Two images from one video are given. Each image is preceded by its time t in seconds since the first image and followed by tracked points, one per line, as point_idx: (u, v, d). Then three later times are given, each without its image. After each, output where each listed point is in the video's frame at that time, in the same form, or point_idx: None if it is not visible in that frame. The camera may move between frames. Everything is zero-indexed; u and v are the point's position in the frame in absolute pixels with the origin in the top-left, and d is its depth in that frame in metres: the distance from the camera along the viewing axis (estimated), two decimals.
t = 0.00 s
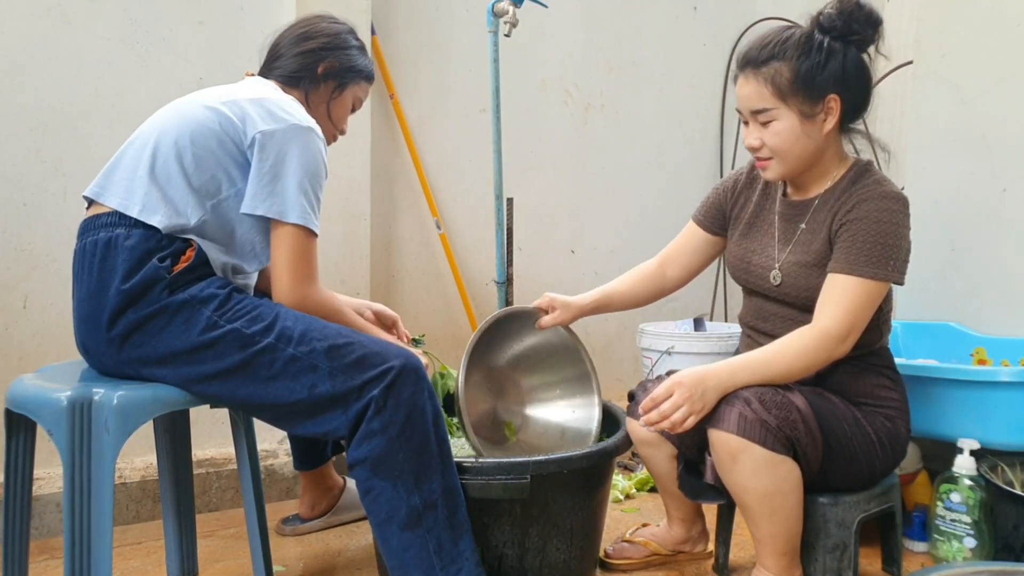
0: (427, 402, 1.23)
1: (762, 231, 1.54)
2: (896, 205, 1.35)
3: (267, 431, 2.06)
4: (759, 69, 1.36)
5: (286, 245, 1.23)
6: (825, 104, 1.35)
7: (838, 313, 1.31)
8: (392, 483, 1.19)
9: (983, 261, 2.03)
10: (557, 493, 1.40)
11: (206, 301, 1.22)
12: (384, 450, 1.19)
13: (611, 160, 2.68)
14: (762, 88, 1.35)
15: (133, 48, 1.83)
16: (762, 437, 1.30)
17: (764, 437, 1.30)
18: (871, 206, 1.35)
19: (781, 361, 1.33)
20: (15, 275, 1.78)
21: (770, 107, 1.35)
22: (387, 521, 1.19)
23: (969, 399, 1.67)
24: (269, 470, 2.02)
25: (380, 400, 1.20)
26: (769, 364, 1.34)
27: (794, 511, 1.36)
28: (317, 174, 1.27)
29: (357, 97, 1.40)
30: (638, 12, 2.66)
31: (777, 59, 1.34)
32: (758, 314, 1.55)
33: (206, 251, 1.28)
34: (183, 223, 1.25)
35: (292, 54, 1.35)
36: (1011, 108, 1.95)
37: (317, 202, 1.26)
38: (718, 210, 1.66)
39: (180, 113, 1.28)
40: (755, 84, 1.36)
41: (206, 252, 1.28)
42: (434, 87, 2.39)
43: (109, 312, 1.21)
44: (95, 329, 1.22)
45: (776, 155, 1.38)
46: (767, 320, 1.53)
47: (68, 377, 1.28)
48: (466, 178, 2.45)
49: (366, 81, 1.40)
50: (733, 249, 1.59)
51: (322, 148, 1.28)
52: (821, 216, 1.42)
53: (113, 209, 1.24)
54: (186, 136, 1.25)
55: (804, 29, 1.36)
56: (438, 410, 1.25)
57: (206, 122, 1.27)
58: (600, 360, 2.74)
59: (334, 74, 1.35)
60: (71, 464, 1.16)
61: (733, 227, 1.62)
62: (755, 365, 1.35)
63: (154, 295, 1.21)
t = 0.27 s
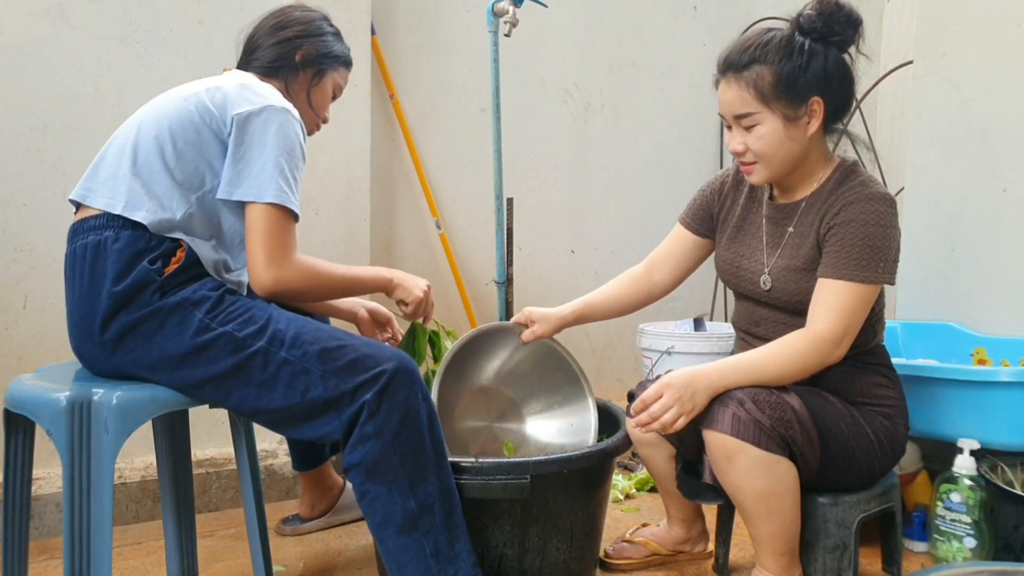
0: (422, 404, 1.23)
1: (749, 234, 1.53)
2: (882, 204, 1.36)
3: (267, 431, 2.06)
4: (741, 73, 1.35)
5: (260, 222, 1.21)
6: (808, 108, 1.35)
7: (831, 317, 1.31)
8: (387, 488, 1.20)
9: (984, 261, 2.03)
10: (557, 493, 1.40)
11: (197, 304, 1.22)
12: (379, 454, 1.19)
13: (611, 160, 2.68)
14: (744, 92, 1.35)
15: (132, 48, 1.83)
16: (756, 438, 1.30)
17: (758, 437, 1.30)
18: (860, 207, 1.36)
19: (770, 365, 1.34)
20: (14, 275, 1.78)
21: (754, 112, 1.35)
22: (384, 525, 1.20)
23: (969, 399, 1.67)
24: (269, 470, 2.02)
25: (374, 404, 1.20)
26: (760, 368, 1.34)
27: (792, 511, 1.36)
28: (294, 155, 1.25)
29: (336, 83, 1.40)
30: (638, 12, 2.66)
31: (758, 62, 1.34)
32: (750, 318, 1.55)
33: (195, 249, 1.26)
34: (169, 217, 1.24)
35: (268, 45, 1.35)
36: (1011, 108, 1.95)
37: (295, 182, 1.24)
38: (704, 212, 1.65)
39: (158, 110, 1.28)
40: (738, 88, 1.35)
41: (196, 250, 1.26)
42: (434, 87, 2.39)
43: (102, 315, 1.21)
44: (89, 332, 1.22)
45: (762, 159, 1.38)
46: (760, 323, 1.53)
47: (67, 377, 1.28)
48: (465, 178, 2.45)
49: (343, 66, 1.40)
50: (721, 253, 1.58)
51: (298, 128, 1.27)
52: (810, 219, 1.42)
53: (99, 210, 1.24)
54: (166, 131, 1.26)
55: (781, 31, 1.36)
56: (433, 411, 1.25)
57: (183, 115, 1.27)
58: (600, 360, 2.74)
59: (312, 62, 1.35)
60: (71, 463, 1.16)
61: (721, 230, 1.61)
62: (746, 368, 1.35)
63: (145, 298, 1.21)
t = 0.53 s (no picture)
0: (413, 409, 1.22)
1: (747, 236, 1.53)
2: (880, 203, 1.36)
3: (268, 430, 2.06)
4: (740, 74, 1.35)
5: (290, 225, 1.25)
6: (806, 109, 1.35)
7: (830, 317, 1.32)
8: (380, 495, 1.19)
9: (983, 260, 2.03)
10: (557, 493, 1.40)
11: (186, 308, 1.22)
12: (370, 462, 1.19)
13: (611, 160, 2.68)
14: (742, 93, 1.35)
15: (132, 48, 1.83)
16: (753, 437, 1.31)
17: (755, 437, 1.31)
18: (859, 206, 1.36)
19: (768, 365, 1.34)
20: (15, 275, 1.78)
21: (752, 112, 1.35)
22: (378, 530, 1.20)
23: (969, 398, 1.67)
24: (269, 470, 2.02)
25: (363, 411, 1.20)
26: (758, 368, 1.34)
27: (791, 512, 1.36)
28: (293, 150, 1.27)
29: (321, 72, 1.40)
30: (637, 11, 2.66)
31: (757, 63, 1.34)
32: (750, 319, 1.55)
33: (184, 249, 1.26)
34: (157, 217, 1.24)
35: (252, 36, 1.35)
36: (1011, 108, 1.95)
37: (297, 177, 1.26)
38: (701, 216, 1.65)
39: (145, 111, 1.28)
40: (736, 89, 1.35)
41: (184, 250, 1.26)
42: (434, 87, 2.39)
43: (92, 319, 1.21)
44: (82, 336, 1.23)
45: (758, 161, 1.38)
46: (760, 324, 1.53)
47: (67, 377, 1.28)
48: (465, 177, 2.45)
49: (327, 54, 1.40)
50: (719, 255, 1.58)
51: (289, 123, 1.27)
52: (808, 220, 1.42)
53: (87, 213, 1.24)
54: (152, 131, 1.25)
55: (781, 30, 1.36)
56: (426, 414, 1.25)
57: (169, 114, 1.26)
58: (600, 360, 2.74)
59: (295, 51, 1.35)
60: (71, 463, 1.16)
61: (719, 233, 1.61)
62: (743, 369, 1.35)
63: (134, 301, 1.21)
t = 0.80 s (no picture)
0: (412, 409, 1.22)
1: (748, 233, 1.54)
2: (878, 201, 1.35)
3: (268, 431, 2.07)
4: (747, 68, 1.35)
5: (275, 225, 1.24)
6: (811, 106, 1.35)
7: (817, 311, 1.31)
8: (379, 496, 1.20)
9: (983, 260, 2.03)
10: (557, 493, 1.40)
11: (187, 307, 1.22)
12: (370, 462, 1.19)
13: (611, 160, 2.68)
14: (749, 87, 1.35)
15: (132, 48, 1.83)
16: (753, 437, 1.31)
17: (755, 436, 1.31)
18: (854, 203, 1.35)
19: (756, 357, 1.33)
20: (15, 275, 1.78)
21: (756, 107, 1.35)
22: (378, 531, 1.20)
23: (969, 398, 1.67)
24: (269, 470, 2.03)
25: (363, 411, 1.20)
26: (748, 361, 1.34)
27: (791, 512, 1.36)
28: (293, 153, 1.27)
29: (324, 75, 1.40)
30: (637, 11, 2.66)
31: (765, 58, 1.34)
32: (749, 316, 1.55)
33: (187, 249, 1.26)
34: (161, 218, 1.24)
35: (256, 38, 1.35)
36: (1011, 109, 1.95)
37: (297, 183, 1.27)
38: (704, 212, 1.67)
39: (149, 110, 1.28)
40: (742, 83, 1.36)
41: (188, 250, 1.26)
42: (434, 87, 2.39)
43: (94, 318, 1.21)
44: (84, 335, 1.23)
45: (761, 155, 1.38)
46: (759, 322, 1.53)
47: (68, 377, 1.29)
48: (466, 177, 2.45)
49: (331, 57, 1.40)
50: (721, 250, 1.59)
51: (293, 127, 1.28)
52: (806, 215, 1.42)
53: (91, 212, 1.24)
54: (157, 132, 1.25)
55: (790, 27, 1.36)
56: (426, 416, 1.24)
57: (174, 114, 1.26)
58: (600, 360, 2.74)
59: (300, 54, 1.35)
60: (71, 464, 1.16)
61: (721, 229, 1.62)
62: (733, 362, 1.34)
63: (136, 301, 1.21)
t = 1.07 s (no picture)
0: (413, 409, 1.22)
1: (745, 234, 1.54)
2: (869, 204, 1.35)
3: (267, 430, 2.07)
4: (752, 66, 1.35)
5: (236, 213, 1.19)
6: (815, 104, 1.35)
7: (794, 309, 1.31)
8: (379, 496, 1.20)
9: (982, 260, 2.03)
10: (557, 493, 1.40)
11: (188, 306, 1.21)
12: (370, 462, 1.19)
13: (611, 160, 2.68)
14: (754, 85, 1.35)
15: (133, 48, 1.83)
16: (755, 436, 1.31)
17: (757, 436, 1.31)
18: (845, 204, 1.35)
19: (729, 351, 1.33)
20: (15, 275, 1.78)
21: (761, 104, 1.35)
22: (378, 531, 1.20)
23: (970, 398, 1.67)
24: (269, 470, 2.03)
25: (363, 411, 1.20)
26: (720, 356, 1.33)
27: (792, 512, 1.36)
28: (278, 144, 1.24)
29: (328, 75, 1.40)
30: (637, 12, 2.66)
31: (771, 55, 1.34)
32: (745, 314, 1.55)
33: (187, 248, 1.26)
34: (160, 215, 1.24)
35: (260, 37, 1.35)
36: (1011, 109, 1.95)
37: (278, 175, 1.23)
38: (704, 216, 1.67)
39: (146, 110, 1.28)
40: (747, 80, 1.35)
41: (188, 249, 1.26)
42: (434, 87, 2.39)
43: (95, 317, 1.21)
44: (85, 334, 1.23)
45: (766, 153, 1.37)
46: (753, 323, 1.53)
47: (68, 377, 1.29)
48: (466, 177, 2.46)
49: (335, 57, 1.40)
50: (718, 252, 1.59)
51: (284, 121, 1.25)
52: (799, 214, 1.42)
53: (91, 212, 1.24)
54: (154, 130, 1.26)
55: (793, 26, 1.36)
56: (426, 416, 1.24)
57: (171, 113, 1.27)
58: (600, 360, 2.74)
59: (303, 53, 1.35)
60: (71, 463, 1.16)
61: (721, 230, 1.62)
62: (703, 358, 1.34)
63: (137, 300, 1.21)
